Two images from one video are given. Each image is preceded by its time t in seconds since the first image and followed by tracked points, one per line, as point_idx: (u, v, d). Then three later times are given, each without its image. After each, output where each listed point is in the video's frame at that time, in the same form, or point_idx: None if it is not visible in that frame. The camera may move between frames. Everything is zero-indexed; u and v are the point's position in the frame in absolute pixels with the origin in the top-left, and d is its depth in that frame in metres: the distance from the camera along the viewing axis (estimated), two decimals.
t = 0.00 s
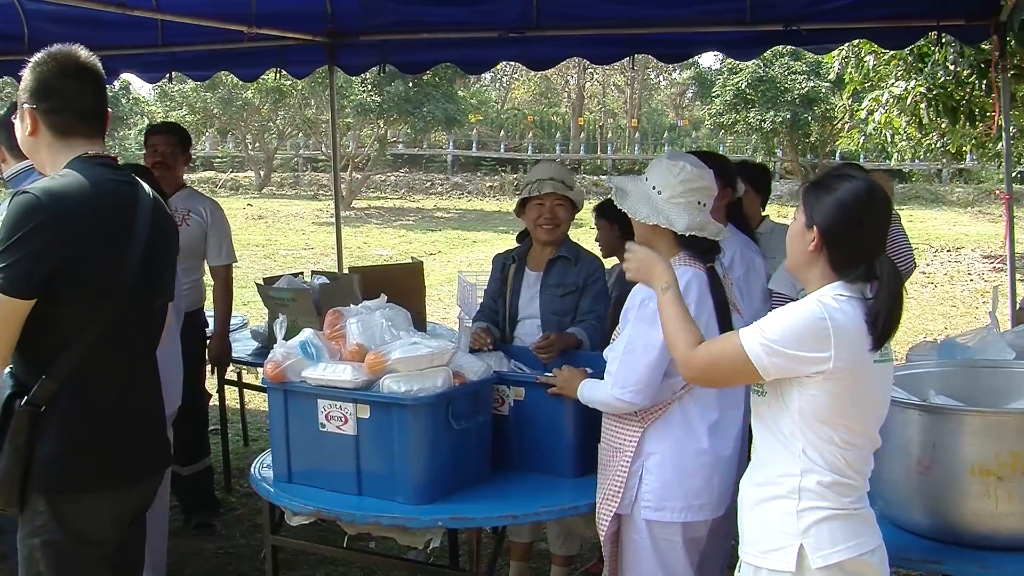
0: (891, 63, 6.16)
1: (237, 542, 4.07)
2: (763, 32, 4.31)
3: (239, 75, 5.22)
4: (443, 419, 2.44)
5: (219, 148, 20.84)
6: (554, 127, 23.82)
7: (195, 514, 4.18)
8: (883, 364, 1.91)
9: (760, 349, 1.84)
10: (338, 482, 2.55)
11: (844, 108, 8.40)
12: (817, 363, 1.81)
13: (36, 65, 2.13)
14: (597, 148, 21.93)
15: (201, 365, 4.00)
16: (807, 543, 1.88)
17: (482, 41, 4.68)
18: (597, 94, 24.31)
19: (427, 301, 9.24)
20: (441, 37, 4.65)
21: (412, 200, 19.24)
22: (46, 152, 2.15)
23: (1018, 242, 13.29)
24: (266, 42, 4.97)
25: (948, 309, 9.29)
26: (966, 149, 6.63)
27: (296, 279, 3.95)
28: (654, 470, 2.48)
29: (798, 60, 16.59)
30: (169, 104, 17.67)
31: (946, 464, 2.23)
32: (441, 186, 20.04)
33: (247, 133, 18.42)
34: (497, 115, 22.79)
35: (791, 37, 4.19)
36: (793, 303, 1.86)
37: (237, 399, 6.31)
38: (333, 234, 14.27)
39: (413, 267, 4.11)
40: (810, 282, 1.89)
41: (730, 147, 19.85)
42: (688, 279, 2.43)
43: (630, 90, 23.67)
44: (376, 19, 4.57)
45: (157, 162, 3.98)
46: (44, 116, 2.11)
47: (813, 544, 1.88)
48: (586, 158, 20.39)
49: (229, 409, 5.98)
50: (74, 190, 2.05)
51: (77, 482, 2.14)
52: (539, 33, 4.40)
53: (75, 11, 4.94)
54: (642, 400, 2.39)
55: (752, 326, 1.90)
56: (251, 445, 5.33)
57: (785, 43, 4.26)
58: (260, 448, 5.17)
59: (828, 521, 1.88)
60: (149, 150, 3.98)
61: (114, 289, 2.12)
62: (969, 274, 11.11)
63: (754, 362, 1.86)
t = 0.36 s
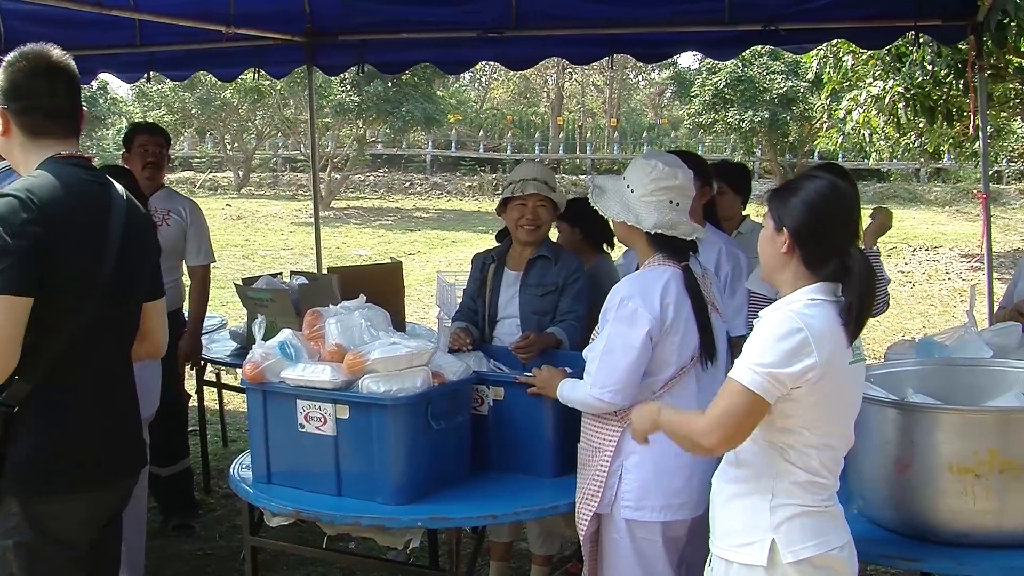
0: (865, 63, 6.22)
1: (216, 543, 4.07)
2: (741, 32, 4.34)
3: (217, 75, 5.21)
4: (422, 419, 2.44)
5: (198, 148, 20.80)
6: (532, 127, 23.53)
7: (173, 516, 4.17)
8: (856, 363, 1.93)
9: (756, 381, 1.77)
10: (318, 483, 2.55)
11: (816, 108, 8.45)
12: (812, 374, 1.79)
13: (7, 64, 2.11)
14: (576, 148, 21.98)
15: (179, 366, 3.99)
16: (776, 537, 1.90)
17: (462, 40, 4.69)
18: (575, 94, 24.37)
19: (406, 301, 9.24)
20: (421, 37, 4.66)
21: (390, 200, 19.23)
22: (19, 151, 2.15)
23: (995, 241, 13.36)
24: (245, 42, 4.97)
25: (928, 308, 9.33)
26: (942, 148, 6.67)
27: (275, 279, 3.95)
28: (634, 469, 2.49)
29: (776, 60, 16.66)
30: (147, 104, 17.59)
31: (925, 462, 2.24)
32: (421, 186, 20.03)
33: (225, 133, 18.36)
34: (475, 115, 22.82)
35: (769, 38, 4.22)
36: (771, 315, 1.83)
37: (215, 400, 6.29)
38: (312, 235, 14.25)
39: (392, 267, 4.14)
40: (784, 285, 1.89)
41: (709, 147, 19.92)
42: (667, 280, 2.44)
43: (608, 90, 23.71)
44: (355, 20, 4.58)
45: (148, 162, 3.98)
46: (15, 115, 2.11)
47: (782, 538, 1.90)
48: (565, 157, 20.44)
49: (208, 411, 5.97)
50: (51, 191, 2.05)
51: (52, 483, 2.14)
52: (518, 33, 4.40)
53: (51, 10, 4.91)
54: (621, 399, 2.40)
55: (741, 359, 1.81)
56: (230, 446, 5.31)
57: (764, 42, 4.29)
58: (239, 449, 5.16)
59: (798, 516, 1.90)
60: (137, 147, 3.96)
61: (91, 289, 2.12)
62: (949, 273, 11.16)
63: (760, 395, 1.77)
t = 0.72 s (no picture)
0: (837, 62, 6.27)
1: (195, 545, 4.07)
2: (718, 32, 4.38)
3: (194, 75, 5.21)
4: (400, 419, 2.44)
5: (175, 148, 20.76)
6: (511, 127, 23.68)
7: (151, 517, 4.18)
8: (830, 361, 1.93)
9: (765, 406, 1.75)
10: (296, 484, 2.54)
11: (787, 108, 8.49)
12: (807, 381, 1.79)
13: None
14: (554, 148, 22.05)
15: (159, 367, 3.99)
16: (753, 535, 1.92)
17: (439, 41, 4.70)
18: (553, 94, 24.46)
19: (385, 302, 9.25)
20: (398, 37, 4.68)
21: (368, 199, 19.22)
22: None
23: (970, 240, 13.44)
24: (222, 42, 4.97)
25: (904, 306, 9.38)
26: (917, 147, 6.73)
27: (253, 280, 3.96)
28: (612, 468, 2.50)
29: (754, 60, 16.75)
30: (123, 104, 17.50)
31: (902, 461, 2.25)
32: (399, 186, 20.03)
33: (202, 133, 18.30)
34: (453, 114, 22.84)
35: (746, 37, 4.26)
36: (757, 327, 1.83)
37: (192, 402, 6.28)
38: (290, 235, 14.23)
39: (371, 267, 4.17)
40: (756, 287, 1.90)
41: (687, 146, 20.01)
42: (646, 280, 2.44)
43: (586, 90, 23.78)
44: (332, 20, 4.59)
45: (129, 165, 3.97)
46: None
47: (758, 536, 1.92)
48: (543, 156, 20.48)
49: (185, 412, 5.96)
50: (32, 191, 2.04)
51: (32, 484, 2.13)
52: (496, 33, 4.41)
53: (26, 10, 4.89)
54: (600, 398, 2.40)
55: (742, 384, 1.78)
56: (209, 447, 5.31)
57: (741, 42, 4.32)
58: (216, 450, 5.16)
59: (772, 513, 1.91)
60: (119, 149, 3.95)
61: (72, 290, 2.12)
62: (926, 272, 11.21)
63: (776, 414, 1.75)
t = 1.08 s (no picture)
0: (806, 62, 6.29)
1: (170, 547, 4.06)
2: (693, 32, 4.39)
3: (169, 75, 5.19)
4: (376, 420, 2.43)
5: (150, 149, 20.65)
6: (487, 126, 23.66)
7: (127, 519, 4.18)
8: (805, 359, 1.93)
9: (748, 407, 1.75)
10: (273, 485, 2.54)
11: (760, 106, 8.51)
12: (787, 380, 1.80)
13: None
14: (528, 148, 22.09)
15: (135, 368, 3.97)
16: (738, 537, 1.91)
17: (415, 41, 4.70)
18: (529, 94, 24.55)
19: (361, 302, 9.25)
20: (374, 37, 4.68)
21: (343, 200, 19.18)
22: None
23: (944, 239, 13.50)
24: (197, 42, 4.96)
25: (879, 305, 9.43)
26: (891, 145, 6.77)
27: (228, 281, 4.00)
28: (590, 468, 2.50)
29: (729, 59, 16.84)
30: (99, 104, 17.41)
31: (878, 459, 2.26)
32: (374, 185, 20.01)
33: (176, 134, 18.22)
34: (428, 115, 22.84)
35: (720, 37, 4.29)
36: (733, 330, 1.83)
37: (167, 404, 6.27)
38: (266, 236, 14.19)
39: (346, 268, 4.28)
40: (729, 290, 1.91)
41: (662, 146, 20.06)
42: (624, 280, 2.44)
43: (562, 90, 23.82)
44: (307, 20, 4.59)
45: (122, 169, 3.96)
46: None
47: (743, 538, 1.91)
48: (517, 156, 20.50)
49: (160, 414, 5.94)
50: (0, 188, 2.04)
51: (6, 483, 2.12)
52: (471, 33, 4.42)
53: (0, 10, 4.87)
54: (577, 397, 2.40)
55: (725, 388, 1.78)
56: (184, 449, 5.30)
57: (717, 42, 4.34)
58: (191, 452, 5.15)
59: (756, 513, 1.91)
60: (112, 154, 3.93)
61: (44, 287, 2.11)
62: (901, 271, 11.25)
63: (760, 415, 1.75)
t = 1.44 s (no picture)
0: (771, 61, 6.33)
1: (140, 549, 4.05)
2: (663, 32, 4.41)
3: (138, 75, 5.17)
4: (347, 420, 2.43)
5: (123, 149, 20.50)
6: (458, 126, 23.59)
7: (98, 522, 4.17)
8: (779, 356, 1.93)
9: (705, 398, 1.76)
10: (244, 486, 2.53)
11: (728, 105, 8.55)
12: (750, 376, 1.81)
13: None
14: (498, 148, 22.10)
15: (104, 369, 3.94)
16: (711, 537, 1.91)
17: (384, 41, 4.70)
18: (501, 94, 24.61)
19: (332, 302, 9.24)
20: (345, 37, 4.67)
21: (313, 200, 19.14)
22: None
23: (912, 238, 13.60)
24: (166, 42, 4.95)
25: (849, 304, 9.48)
26: (860, 144, 6.82)
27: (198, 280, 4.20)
28: (561, 467, 2.50)
29: (698, 59, 16.94)
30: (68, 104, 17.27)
31: (848, 457, 2.26)
32: (344, 186, 19.97)
33: (146, 134, 18.07)
34: (399, 115, 22.83)
35: (690, 37, 4.31)
36: (695, 326, 1.84)
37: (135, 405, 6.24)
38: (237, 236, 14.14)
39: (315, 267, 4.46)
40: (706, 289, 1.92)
41: (633, 146, 20.13)
42: (596, 278, 2.45)
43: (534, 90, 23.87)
44: (276, 20, 4.58)
45: (86, 173, 3.91)
46: None
47: (717, 537, 1.91)
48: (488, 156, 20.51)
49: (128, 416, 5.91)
50: None
51: None
52: (443, 33, 4.42)
53: None
54: (548, 397, 2.41)
55: (683, 381, 1.79)
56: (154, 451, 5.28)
57: (687, 42, 4.36)
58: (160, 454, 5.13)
59: (729, 512, 1.91)
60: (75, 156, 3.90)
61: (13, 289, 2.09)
62: (870, 270, 11.32)
63: (713, 407, 1.76)
